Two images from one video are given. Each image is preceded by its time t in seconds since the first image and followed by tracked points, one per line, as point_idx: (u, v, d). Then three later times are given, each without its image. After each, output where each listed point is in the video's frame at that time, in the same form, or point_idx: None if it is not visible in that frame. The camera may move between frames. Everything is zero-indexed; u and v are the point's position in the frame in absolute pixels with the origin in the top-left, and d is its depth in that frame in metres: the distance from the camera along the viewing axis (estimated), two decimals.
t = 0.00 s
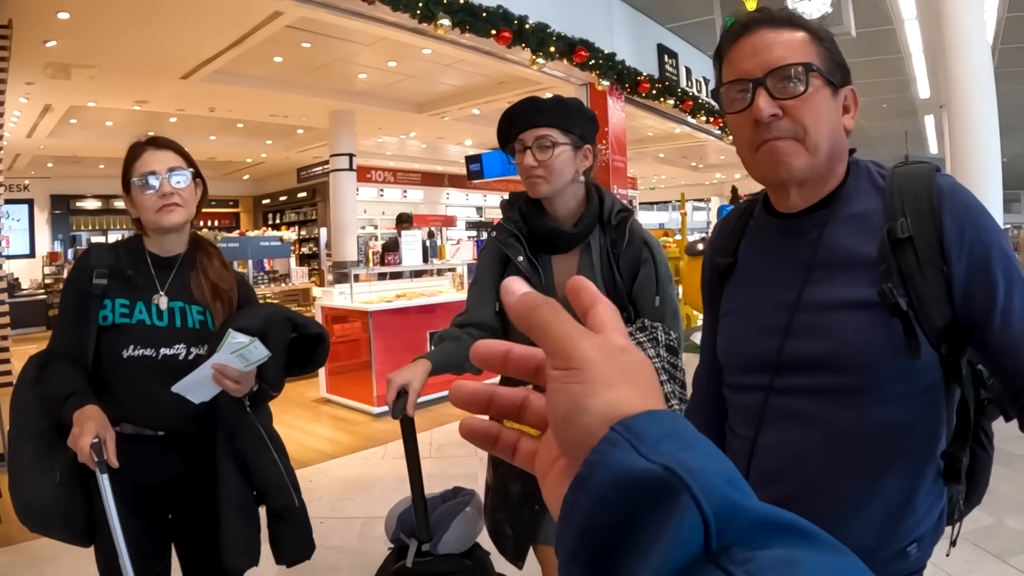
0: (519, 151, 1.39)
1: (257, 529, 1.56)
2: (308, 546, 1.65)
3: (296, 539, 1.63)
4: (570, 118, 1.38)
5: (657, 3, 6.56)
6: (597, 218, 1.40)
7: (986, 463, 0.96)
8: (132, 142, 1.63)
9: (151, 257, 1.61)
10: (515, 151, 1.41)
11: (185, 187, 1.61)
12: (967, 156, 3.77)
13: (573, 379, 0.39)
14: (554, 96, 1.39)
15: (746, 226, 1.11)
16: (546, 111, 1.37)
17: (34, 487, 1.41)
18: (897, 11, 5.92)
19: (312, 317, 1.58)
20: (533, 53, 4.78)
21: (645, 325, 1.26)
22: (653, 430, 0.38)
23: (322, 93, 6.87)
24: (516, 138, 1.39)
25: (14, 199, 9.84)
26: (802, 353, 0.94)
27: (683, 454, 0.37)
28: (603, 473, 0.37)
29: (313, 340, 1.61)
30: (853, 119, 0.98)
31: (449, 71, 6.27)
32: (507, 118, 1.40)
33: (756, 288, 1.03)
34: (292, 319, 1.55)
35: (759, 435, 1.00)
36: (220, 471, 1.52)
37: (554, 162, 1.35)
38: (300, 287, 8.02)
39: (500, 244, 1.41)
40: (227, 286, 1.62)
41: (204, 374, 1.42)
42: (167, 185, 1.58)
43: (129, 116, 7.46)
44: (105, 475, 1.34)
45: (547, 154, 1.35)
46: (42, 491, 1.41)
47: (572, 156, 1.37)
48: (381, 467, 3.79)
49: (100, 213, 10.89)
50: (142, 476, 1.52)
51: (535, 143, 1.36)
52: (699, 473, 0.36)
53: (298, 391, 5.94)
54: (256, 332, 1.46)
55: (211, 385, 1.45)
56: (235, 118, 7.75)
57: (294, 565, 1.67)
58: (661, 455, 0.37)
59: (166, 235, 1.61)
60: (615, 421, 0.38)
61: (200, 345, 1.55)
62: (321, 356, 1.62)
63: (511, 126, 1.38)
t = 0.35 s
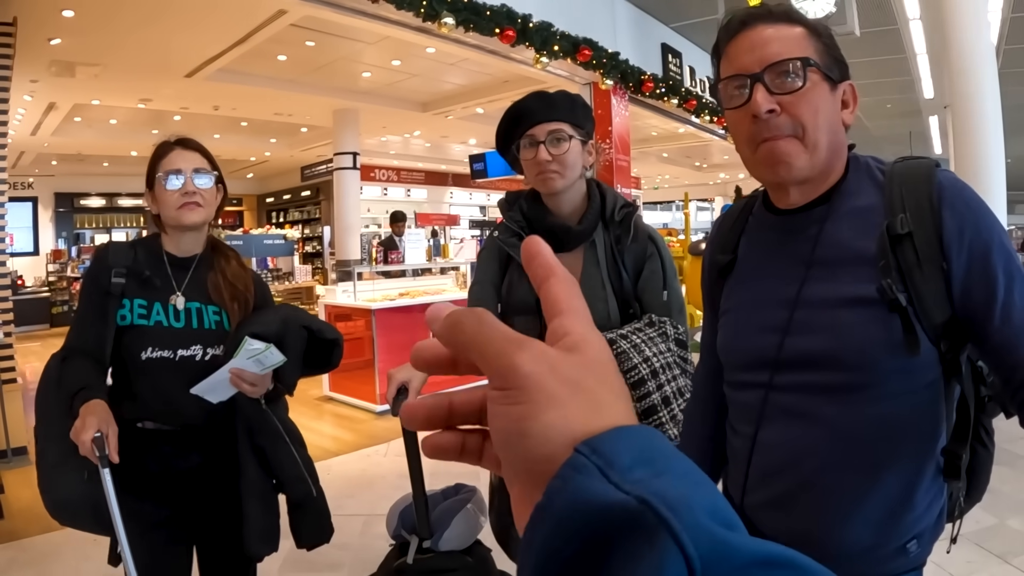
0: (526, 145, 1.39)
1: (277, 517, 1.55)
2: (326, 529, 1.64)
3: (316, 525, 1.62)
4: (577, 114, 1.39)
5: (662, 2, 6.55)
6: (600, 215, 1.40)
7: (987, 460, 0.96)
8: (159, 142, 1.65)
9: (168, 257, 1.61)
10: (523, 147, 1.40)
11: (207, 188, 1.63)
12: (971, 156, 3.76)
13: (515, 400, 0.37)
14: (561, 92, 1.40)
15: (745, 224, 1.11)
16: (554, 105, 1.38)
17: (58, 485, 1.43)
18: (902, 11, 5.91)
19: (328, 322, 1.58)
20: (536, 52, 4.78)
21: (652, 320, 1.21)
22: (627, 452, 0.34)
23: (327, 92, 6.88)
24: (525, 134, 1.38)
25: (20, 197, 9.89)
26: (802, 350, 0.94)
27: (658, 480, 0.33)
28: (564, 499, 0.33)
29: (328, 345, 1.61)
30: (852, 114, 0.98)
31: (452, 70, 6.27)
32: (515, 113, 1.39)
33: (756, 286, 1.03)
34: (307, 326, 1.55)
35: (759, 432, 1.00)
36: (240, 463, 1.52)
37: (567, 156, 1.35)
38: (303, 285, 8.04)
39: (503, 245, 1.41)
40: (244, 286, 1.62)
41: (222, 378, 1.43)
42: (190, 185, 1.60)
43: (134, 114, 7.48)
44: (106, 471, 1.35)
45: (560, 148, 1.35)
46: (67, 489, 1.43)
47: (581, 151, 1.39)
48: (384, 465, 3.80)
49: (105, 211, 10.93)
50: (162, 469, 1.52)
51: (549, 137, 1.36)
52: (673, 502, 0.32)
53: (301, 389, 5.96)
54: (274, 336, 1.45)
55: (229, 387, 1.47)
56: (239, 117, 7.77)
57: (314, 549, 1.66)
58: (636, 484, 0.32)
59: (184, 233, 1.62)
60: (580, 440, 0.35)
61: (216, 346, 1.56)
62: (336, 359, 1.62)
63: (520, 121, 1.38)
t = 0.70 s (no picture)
0: (535, 138, 1.36)
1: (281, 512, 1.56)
2: (331, 524, 1.65)
3: (320, 522, 1.63)
4: (585, 107, 1.38)
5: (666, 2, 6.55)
6: (607, 210, 1.40)
7: (990, 458, 0.96)
8: (168, 138, 1.67)
9: (177, 251, 1.62)
10: (532, 141, 1.37)
11: (213, 184, 1.63)
12: (975, 156, 3.75)
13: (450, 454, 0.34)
14: (568, 85, 1.39)
15: (749, 218, 1.11)
16: (563, 99, 1.36)
17: (67, 474, 1.45)
18: (906, 10, 5.89)
19: (331, 320, 1.57)
20: (540, 50, 4.78)
21: (660, 316, 1.30)
22: (595, 475, 0.30)
23: (330, 90, 6.89)
24: (534, 127, 1.36)
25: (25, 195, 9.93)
26: (805, 344, 0.94)
27: (631, 508, 0.29)
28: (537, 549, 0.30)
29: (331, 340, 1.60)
30: (854, 107, 0.98)
31: (456, 69, 6.27)
32: (524, 106, 1.37)
33: (759, 279, 1.03)
34: (310, 322, 1.55)
35: (763, 427, 1.00)
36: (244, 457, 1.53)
37: (576, 149, 1.34)
38: (307, 283, 8.05)
39: (509, 238, 1.35)
40: (251, 281, 1.63)
41: (224, 374, 1.42)
42: (196, 180, 1.60)
43: (138, 113, 7.50)
44: (108, 464, 1.35)
45: (569, 141, 1.34)
46: (75, 478, 1.45)
47: (590, 145, 1.38)
48: (387, 463, 3.80)
49: (109, 210, 10.97)
50: (168, 462, 1.53)
51: (557, 130, 1.35)
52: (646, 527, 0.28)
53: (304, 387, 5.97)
54: (275, 333, 1.47)
55: (232, 383, 1.46)
56: (243, 115, 7.79)
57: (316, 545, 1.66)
58: (606, 515, 0.29)
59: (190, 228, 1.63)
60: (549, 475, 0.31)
61: (222, 341, 1.56)
62: (340, 355, 1.60)
63: (529, 114, 1.36)
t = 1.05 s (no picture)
0: (538, 137, 1.36)
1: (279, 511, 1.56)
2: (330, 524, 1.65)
3: (319, 521, 1.64)
4: (588, 105, 1.37)
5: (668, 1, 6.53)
6: (611, 210, 1.39)
7: (991, 460, 0.95)
8: (178, 134, 1.68)
9: (175, 250, 1.62)
10: (535, 139, 1.36)
11: (217, 183, 1.63)
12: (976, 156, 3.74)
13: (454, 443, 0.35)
14: (572, 83, 1.38)
15: (749, 218, 1.10)
16: (566, 97, 1.35)
17: (64, 471, 1.46)
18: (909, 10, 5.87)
19: (331, 316, 1.57)
20: (542, 49, 4.76)
21: (663, 318, 1.28)
22: (612, 495, 0.31)
23: (332, 89, 6.89)
24: (538, 125, 1.36)
25: (27, 194, 9.94)
26: (804, 345, 0.93)
27: (651, 525, 0.30)
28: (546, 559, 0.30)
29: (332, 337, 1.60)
30: (854, 107, 0.98)
31: (458, 68, 6.27)
32: (527, 104, 1.36)
33: (759, 280, 1.02)
34: (311, 319, 1.55)
35: (762, 428, 1.00)
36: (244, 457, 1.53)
37: (580, 148, 1.33)
38: (308, 282, 8.05)
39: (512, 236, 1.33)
40: (252, 280, 1.64)
41: (226, 372, 1.42)
42: (200, 176, 1.60)
43: (140, 111, 7.51)
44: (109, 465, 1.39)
45: (573, 139, 1.33)
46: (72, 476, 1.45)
47: (594, 144, 1.37)
48: (387, 462, 3.80)
49: (111, 208, 10.99)
50: (167, 461, 1.52)
51: (561, 128, 1.34)
52: (667, 545, 0.29)
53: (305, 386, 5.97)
54: (275, 329, 1.48)
55: (233, 381, 1.46)
56: (245, 114, 7.80)
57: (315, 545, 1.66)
58: (624, 535, 0.29)
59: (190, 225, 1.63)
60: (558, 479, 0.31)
61: (223, 341, 1.57)
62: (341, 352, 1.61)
63: (532, 112, 1.35)
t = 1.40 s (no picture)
0: (541, 136, 1.35)
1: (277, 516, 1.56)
2: (331, 534, 1.63)
3: (320, 528, 1.62)
4: (591, 104, 1.36)
5: None
6: (613, 209, 1.38)
7: (996, 463, 0.95)
8: (192, 128, 1.66)
9: (172, 245, 1.62)
10: (538, 137, 1.35)
11: (219, 184, 1.60)
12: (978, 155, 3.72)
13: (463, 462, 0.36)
14: (574, 82, 1.37)
15: (751, 217, 1.09)
16: (569, 96, 1.34)
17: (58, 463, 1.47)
18: (911, 9, 5.85)
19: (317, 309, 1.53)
20: (543, 47, 4.75)
21: (666, 317, 1.27)
22: (619, 479, 0.28)
23: (334, 87, 6.88)
24: (541, 123, 1.34)
25: (29, 192, 9.95)
26: (806, 344, 0.92)
27: (658, 509, 0.27)
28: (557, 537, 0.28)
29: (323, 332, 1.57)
30: (859, 105, 0.97)
31: (461, 66, 6.26)
32: (529, 102, 1.35)
33: (761, 278, 1.02)
34: (295, 311, 1.53)
35: (763, 428, 0.99)
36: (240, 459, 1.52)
37: (583, 149, 1.32)
38: (309, 280, 8.05)
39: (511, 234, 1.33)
40: (249, 274, 1.60)
41: (210, 365, 1.42)
42: (203, 176, 1.57)
43: (141, 109, 7.51)
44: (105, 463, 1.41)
45: (576, 139, 1.32)
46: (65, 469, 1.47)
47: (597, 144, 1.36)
48: (387, 461, 3.80)
49: (112, 206, 10.99)
50: (164, 457, 1.53)
51: (564, 128, 1.33)
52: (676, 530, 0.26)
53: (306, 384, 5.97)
54: (259, 323, 1.45)
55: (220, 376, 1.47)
56: (246, 111, 7.79)
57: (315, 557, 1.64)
58: (631, 519, 0.27)
59: (187, 222, 1.62)
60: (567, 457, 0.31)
61: (214, 333, 1.55)
62: (333, 347, 1.59)
63: (534, 111, 1.34)
